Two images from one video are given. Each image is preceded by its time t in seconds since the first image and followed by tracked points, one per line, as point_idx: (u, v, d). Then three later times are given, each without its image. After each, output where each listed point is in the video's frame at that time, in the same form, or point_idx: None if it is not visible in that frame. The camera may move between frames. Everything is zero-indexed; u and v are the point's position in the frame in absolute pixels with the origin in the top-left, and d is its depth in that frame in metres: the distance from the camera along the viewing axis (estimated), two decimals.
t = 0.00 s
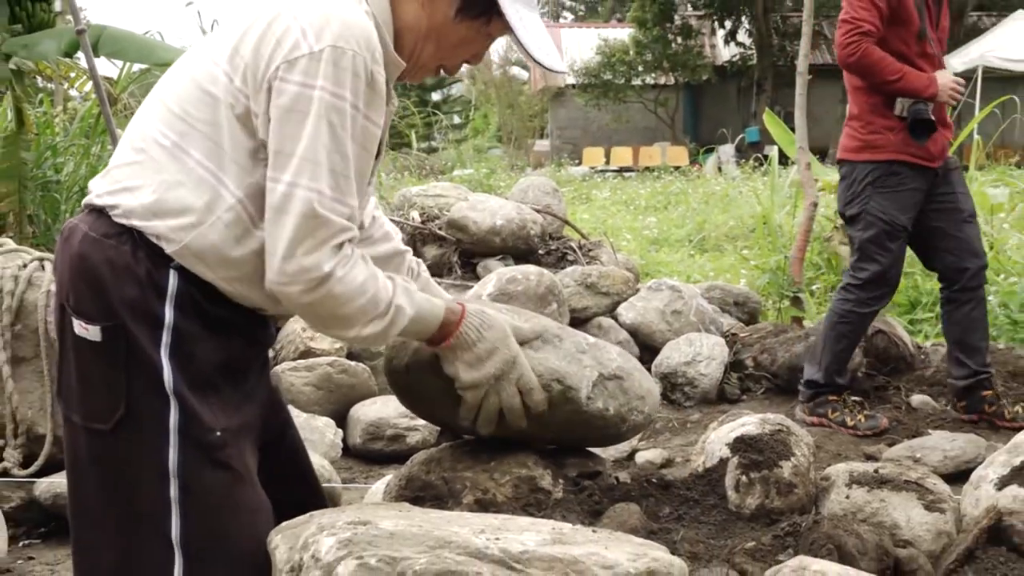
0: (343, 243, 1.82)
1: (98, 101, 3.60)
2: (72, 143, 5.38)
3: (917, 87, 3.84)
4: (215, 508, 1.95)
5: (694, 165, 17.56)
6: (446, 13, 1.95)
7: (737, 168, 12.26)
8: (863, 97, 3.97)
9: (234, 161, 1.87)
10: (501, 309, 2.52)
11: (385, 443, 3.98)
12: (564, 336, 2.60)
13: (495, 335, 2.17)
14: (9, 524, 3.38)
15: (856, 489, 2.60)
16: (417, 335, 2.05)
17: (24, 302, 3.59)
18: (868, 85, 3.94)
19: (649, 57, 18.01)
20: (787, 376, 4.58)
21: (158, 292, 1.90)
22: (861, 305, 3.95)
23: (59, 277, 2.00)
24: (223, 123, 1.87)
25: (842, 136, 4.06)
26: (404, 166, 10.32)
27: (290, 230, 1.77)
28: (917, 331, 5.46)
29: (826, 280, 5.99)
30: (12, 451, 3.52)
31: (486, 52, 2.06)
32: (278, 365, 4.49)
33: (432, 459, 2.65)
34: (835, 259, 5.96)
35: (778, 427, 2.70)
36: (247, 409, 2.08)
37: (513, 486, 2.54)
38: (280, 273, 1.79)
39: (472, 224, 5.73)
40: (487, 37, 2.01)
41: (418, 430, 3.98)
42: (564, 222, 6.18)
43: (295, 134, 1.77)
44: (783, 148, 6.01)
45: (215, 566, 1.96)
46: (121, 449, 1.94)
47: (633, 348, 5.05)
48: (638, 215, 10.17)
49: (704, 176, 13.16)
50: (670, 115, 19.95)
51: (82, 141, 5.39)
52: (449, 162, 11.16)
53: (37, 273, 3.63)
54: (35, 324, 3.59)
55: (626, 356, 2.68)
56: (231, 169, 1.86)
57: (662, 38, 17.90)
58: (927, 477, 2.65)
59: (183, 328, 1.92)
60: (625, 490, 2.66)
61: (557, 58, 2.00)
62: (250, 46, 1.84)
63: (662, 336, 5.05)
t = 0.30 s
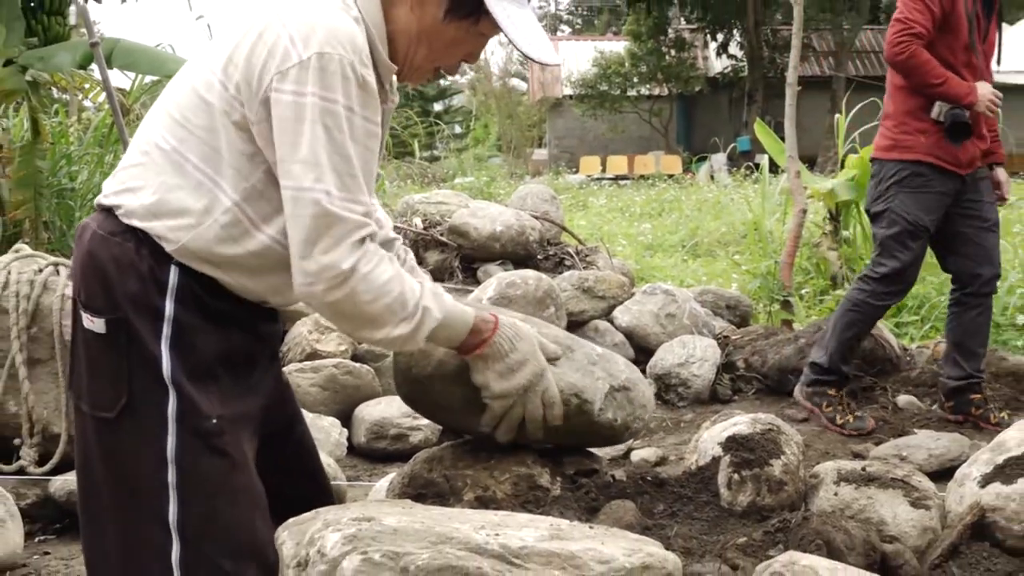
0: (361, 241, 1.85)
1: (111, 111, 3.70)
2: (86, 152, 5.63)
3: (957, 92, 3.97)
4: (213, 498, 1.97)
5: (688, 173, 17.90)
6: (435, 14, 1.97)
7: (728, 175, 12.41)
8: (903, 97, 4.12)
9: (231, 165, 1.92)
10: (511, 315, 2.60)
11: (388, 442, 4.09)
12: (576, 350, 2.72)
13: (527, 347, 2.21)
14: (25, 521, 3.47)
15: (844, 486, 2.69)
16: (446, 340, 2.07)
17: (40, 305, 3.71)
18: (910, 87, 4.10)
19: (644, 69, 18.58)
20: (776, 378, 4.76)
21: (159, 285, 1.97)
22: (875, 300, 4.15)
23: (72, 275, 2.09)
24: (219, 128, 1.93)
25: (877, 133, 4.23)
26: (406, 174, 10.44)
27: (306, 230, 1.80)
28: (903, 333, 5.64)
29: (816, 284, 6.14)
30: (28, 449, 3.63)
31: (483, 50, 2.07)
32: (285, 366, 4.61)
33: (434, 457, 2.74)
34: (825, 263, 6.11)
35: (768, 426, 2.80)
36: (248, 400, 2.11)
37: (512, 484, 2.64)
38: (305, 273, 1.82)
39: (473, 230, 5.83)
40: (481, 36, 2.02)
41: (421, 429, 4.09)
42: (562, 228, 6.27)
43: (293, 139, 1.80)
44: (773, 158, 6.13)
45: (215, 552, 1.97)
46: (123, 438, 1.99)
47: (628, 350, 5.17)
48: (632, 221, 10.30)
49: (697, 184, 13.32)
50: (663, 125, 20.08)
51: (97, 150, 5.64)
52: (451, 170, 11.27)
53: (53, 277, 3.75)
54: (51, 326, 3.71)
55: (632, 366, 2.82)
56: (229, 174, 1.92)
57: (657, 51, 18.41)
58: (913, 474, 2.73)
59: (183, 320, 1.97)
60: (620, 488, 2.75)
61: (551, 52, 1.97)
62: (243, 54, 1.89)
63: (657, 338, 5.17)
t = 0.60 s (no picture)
0: (337, 220, 1.97)
1: (125, 124, 4.02)
2: (100, 163, 6.12)
3: (967, 92, 4.14)
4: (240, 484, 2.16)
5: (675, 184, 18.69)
6: None
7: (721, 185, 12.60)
8: (916, 97, 4.31)
9: (243, 159, 2.08)
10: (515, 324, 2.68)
11: (393, 443, 4.36)
12: (580, 355, 2.80)
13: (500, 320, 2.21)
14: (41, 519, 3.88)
15: (833, 486, 2.78)
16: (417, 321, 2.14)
17: (55, 311, 4.09)
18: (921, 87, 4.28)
19: (639, 83, 19.38)
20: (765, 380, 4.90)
21: (186, 281, 2.14)
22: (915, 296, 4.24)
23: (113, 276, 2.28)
24: (229, 125, 2.09)
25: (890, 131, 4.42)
26: (409, 185, 10.64)
27: (284, 210, 1.95)
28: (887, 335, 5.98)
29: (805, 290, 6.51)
30: (43, 450, 3.97)
31: (478, 24, 2.18)
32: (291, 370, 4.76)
33: (436, 458, 2.83)
34: (813, 271, 6.37)
35: (760, 429, 2.89)
36: (275, 387, 2.28)
37: (511, 484, 2.73)
38: (284, 253, 1.96)
39: (473, 239, 5.92)
40: (472, 9, 2.15)
41: (423, 431, 4.36)
42: (559, 237, 6.39)
43: (286, 125, 1.97)
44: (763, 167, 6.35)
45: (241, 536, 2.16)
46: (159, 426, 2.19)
47: (624, 354, 5.24)
48: (628, 230, 10.46)
49: (692, 194, 13.54)
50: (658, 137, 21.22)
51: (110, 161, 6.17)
52: (453, 181, 11.39)
53: (66, 284, 4.13)
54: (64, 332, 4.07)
55: (631, 371, 2.91)
56: (242, 167, 2.07)
57: (650, 65, 19.25)
58: (899, 473, 2.82)
59: (209, 315, 2.14)
60: (616, 488, 2.84)
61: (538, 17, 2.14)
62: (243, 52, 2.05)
63: (651, 343, 5.28)
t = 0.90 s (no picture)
0: (334, 236, 2.10)
1: (141, 140, 4.33)
2: (117, 178, 6.65)
3: (949, 109, 4.32)
4: (254, 482, 2.31)
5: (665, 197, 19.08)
6: (415, 6, 2.21)
7: (711, 198, 12.85)
8: (907, 115, 4.52)
9: (246, 169, 2.19)
10: (513, 332, 2.81)
11: (397, 447, 4.50)
12: (578, 363, 2.91)
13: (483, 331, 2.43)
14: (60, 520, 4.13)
15: (820, 488, 2.89)
16: (403, 339, 2.27)
17: (74, 320, 4.26)
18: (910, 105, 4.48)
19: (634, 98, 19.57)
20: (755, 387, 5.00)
21: (196, 290, 2.25)
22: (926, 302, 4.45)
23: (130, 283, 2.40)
24: (233, 136, 2.20)
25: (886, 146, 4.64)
26: (413, 201, 10.88)
27: (283, 225, 2.08)
28: (873, 344, 6.15)
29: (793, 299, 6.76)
30: (63, 454, 4.19)
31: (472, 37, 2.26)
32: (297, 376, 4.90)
33: (439, 461, 2.94)
34: (801, 280, 6.75)
35: (750, 433, 3.01)
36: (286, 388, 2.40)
37: (511, 486, 2.84)
38: (285, 262, 2.09)
39: (474, 250, 6.04)
40: (463, 23, 2.22)
41: (428, 435, 4.52)
42: (556, 249, 6.50)
43: (283, 138, 2.08)
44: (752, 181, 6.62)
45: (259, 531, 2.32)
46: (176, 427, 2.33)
47: (619, 362, 5.41)
48: (623, 242, 10.66)
49: (683, 208, 13.80)
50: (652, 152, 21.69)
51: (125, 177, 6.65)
52: (455, 196, 11.54)
53: (84, 295, 4.31)
54: (83, 340, 4.25)
55: (628, 379, 3.02)
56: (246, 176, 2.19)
57: (644, 84, 19.90)
58: (884, 477, 2.94)
59: (219, 323, 2.26)
60: (611, 490, 2.95)
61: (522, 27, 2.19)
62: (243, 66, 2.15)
63: (645, 351, 5.41)
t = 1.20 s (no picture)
0: (341, 263, 2.24)
1: (155, 156, 4.52)
2: (132, 192, 6.95)
3: (930, 134, 4.48)
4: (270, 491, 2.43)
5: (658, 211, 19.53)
6: (429, 32, 2.33)
7: (704, 211, 13.09)
8: (896, 145, 4.71)
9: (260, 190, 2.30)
10: (511, 339, 2.98)
11: (401, 450, 4.63)
12: (575, 369, 3.03)
13: (477, 346, 2.66)
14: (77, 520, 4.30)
15: (808, 490, 3.00)
16: (403, 352, 2.57)
17: (90, 327, 4.48)
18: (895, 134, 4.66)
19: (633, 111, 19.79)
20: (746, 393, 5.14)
21: (215, 307, 2.36)
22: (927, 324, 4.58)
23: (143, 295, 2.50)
24: (248, 157, 2.31)
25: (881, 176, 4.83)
26: (416, 213, 11.08)
27: (294, 251, 2.21)
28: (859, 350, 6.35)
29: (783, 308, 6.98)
30: (80, 457, 4.39)
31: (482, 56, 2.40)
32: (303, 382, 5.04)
33: (442, 464, 3.06)
34: (790, 289, 6.95)
35: (741, 436, 3.10)
36: (297, 400, 2.52)
37: (511, 488, 2.94)
38: (294, 287, 2.22)
39: (475, 260, 6.16)
40: (475, 44, 2.36)
41: (430, 438, 4.65)
42: (555, 259, 6.65)
43: (298, 166, 2.20)
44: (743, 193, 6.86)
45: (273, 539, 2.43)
46: (193, 437, 2.44)
47: (615, 368, 5.53)
48: (619, 253, 10.86)
49: (677, 220, 14.05)
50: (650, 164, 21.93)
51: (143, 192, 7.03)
52: (458, 208, 11.70)
53: (100, 303, 4.52)
54: (99, 346, 4.48)
55: (623, 384, 3.14)
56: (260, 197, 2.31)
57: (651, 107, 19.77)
58: (870, 478, 3.05)
59: (237, 339, 2.37)
60: (608, 491, 3.06)
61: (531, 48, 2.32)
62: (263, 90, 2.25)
63: (641, 357, 5.53)
